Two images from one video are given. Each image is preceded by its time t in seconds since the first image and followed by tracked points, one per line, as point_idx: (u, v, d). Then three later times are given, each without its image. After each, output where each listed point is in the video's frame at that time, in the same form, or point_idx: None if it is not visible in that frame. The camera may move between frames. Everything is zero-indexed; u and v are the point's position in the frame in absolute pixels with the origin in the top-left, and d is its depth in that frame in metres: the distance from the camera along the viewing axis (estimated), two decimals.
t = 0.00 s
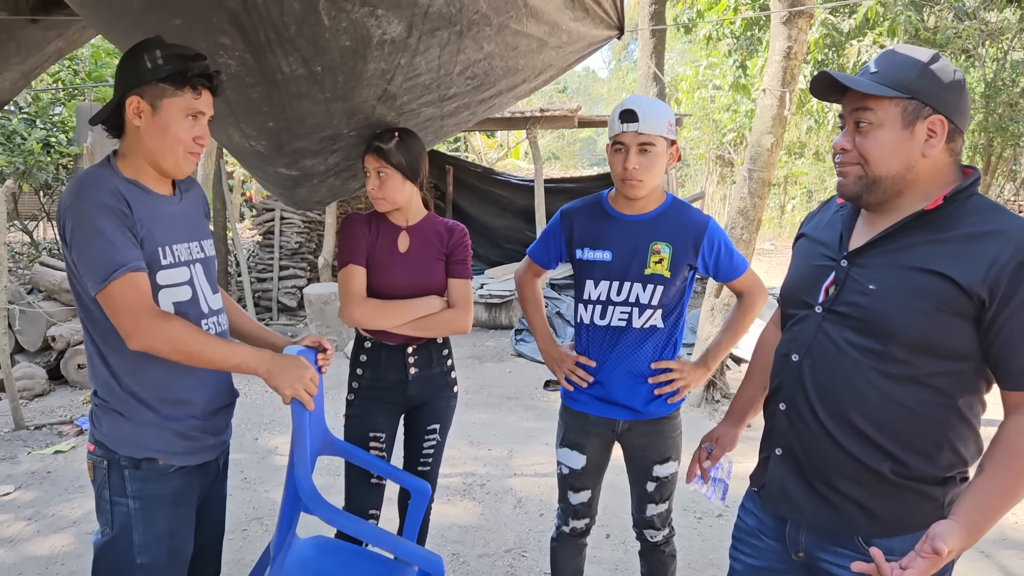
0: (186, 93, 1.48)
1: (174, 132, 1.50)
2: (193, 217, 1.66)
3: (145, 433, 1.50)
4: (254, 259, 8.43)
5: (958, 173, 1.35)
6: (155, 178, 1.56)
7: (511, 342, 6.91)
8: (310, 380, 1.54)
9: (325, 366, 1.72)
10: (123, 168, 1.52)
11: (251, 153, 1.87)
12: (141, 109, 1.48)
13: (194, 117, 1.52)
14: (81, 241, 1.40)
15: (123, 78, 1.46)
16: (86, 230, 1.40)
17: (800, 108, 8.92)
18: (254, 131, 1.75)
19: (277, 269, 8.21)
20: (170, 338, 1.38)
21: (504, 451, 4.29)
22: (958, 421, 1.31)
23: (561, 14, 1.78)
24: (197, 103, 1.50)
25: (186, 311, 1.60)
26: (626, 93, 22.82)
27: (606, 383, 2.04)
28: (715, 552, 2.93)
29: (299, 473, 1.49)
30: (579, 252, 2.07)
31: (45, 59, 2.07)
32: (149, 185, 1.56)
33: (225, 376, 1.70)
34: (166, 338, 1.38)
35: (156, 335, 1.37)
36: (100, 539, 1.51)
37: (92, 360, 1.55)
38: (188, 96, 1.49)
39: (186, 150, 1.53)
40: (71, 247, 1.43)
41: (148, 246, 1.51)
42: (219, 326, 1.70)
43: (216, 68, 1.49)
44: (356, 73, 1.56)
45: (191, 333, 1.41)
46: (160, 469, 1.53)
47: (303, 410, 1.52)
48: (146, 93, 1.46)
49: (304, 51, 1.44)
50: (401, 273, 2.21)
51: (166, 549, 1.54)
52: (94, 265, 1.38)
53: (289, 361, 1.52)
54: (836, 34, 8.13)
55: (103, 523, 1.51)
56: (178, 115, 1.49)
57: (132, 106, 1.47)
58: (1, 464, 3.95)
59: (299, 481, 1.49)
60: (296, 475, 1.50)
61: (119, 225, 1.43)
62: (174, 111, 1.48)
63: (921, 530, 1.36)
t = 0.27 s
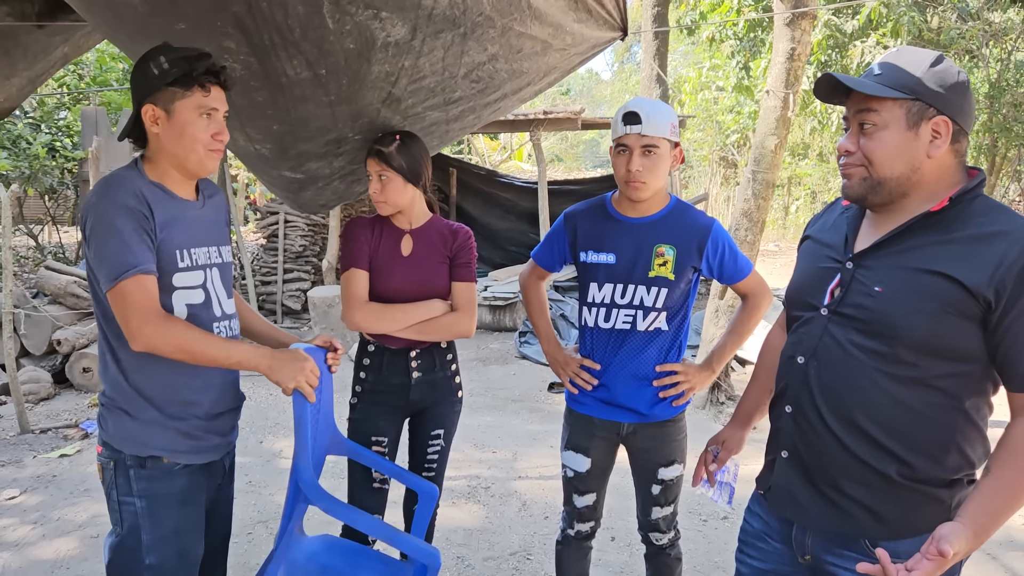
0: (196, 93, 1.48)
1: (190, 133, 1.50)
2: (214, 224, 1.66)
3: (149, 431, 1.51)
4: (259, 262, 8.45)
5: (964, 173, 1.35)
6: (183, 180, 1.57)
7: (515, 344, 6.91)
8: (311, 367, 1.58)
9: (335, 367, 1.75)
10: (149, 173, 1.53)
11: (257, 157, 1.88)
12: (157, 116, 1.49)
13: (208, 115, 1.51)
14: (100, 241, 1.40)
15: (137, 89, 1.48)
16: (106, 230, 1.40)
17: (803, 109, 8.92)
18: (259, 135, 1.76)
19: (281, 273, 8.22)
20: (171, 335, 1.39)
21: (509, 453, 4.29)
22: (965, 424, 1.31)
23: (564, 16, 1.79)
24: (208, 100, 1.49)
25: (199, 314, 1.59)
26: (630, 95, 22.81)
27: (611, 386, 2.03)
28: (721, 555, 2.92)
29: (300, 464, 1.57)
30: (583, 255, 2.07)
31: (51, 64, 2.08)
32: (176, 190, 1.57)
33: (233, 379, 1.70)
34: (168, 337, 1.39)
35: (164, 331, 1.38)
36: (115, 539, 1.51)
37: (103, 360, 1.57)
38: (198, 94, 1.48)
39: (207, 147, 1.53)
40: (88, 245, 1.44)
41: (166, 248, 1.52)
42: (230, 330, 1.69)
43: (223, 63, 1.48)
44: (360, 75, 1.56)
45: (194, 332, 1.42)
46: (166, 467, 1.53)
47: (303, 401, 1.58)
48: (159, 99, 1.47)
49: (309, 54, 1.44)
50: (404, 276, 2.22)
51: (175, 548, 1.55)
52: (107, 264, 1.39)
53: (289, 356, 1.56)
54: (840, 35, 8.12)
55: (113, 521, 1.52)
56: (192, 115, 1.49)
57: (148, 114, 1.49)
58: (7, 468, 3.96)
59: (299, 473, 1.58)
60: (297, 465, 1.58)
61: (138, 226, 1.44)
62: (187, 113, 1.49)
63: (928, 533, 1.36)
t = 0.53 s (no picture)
0: (218, 103, 1.48)
1: (211, 142, 1.51)
2: (227, 228, 1.66)
3: (147, 426, 1.51)
4: (262, 264, 8.47)
5: (969, 174, 1.35)
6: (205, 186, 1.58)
7: (518, 346, 6.91)
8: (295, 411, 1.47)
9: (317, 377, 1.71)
10: (172, 174, 1.55)
11: (261, 159, 1.88)
12: (180, 124, 1.50)
13: (229, 125, 1.52)
14: (116, 233, 1.41)
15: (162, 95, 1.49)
16: (123, 222, 1.41)
17: (806, 111, 8.92)
18: (264, 137, 1.76)
19: (284, 275, 8.24)
20: (154, 335, 1.35)
21: (512, 455, 4.29)
22: (972, 424, 1.31)
23: (569, 19, 1.79)
24: (229, 110, 1.50)
25: (208, 315, 1.59)
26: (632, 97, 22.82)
27: (615, 387, 2.04)
28: (726, 557, 2.91)
29: (280, 510, 1.46)
30: (586, 256, 2.08)
31: (57, 68, 2.10)
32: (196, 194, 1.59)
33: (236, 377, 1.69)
34: (148, 337, 1.35)
35: (152, 331, 1.35)
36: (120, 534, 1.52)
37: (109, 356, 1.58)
38: (219, 104, 1.49)
39: (226, 156, 1.54)
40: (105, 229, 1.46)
41: (181, 247, 1.52)
42: (234, 336, 1.68)
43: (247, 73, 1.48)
44: (366, 78, 1.57)
45: (172, 337, 1.36)
46: (166, 460, 1.53)
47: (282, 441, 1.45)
48: (182, 108, 1.48)
49: (314, 57, 1.45)
50: (409, 278, 2.22)
51: (181, 540, 1.55)
52: (117, 250, 1.40)
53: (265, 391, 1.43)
54: (842, 37, 8.13)
55: (116, 518, 1.52)
56: (213, 124, 1.50)
57: (172, 122, 1.50)
58: (12, 470, 3.97)
59: (280, 518, 1.46)
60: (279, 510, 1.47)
61: (155, 223, 1.44)
62: (208, 122, 1.49)
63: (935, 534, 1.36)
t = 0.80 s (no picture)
0: (213, 118, 1.52)
1: (199, 153, 1.55)
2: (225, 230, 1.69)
3: (156, 436, 1.51)
4: (265, 266, 8.48)
5: (971, 174, 1.35)
6: (193, 193, 1.63)
7: (521, 348, 6.91)
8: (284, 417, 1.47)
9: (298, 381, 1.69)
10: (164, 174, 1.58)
11: (263, 159, 1.89)
12: (174, 129, 1.54)
13: (221, 141, 1.55)
14: (115, 235, 1.41)
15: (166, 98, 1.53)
16: (122, 225, 1.42)
17: (808, 112, 8.92)
18: (266, 138, 1.77)
19: (287, 277, 8.25)
20: (144, 337, 1.35)
21: (515, 456, 4.29)
22: (974, 424, 1.31)
23: (570, 22, 1.80)
24: (224, 126, 1.53)
25: (212, 318, 1.61)
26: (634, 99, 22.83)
27: (617, 389, 2.04)
28: (728, 558, 2.91)
29: (274, 515, 1.46)
30: (588, 257, 2.08)
31: (61, 70, 2.11)
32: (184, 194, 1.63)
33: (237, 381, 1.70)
34: (136, 340, 1.35)
35: (145, 333, 1.36)
36: (118, 542, 1.52)
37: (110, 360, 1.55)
38: (215, 118, 1.52)
39: (213, 170, 1.58)
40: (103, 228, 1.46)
41: (184, 248, 1.53)
42: (237, 337, 1.71)
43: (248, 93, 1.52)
44: (367, 80, 1.57)
45: (162, 343, 1.37)
46: (172, 472, 1.54)
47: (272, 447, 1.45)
48: (179, 114, 1.51)
49: (315, 59, 1.45)
50: (414, 279, 2.22)
51: (178, 551, 1.55)
52: (114, 251, 1.40)
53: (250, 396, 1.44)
54: (844, 38, 8.13)
55: (115, 526, 1.53)
56: (205, 137, 1.54)
57: (167, 125, 1.54)
58: (16, 471, 3.98)
59: (274, 523, 1.46)
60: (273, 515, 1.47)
61: (155, 225, 1.45)
62: (201, 134, 1.53)
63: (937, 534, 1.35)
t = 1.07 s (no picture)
0: (187, 126, 1.50)
1: (175, 161, 1.54)
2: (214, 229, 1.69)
3: (156, 444, 1.52)
4: (267, 268, 8.50)
5: (971, 174, 1.35)
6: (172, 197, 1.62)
7: (523, 349, 6.91)
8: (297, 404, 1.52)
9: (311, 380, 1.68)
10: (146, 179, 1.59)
11: (264, 161, 1.89)
12: (151, 135, 1.53)
13: (196, 150, 1.54)
14: (97, 250, 1.41)
15: (145, 102, 1.52)
16: (104, 240, 1.41)
17: (811, 114, 8.93)
18: (267, 139, 1.77)
19: (289, 279, 8.27)
20: (144, 352, 1.38)
21: (517, 458, 4.29)
22: (974, 424, 1.31)
23: (570, 24, 1.80)
24: (198, 135, 1.52)
25: (205, 320, 1.62)
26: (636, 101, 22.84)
27: (618, 389, 2.04)
28: (730, 559, 2.90)
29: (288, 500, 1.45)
30: (589, 259, 2.08)
31: (66, 71, 2.13)
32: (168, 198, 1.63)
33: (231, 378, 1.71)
34: (138, 354, 1.37)
35: (145, 346, 1.38)
36: (114, 553, 1.52)
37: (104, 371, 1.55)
38: (190, 127, 1.51)
39: (189, 178, 1.57)
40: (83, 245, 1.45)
41: (168, 254, 1.53)
42: (232, 338, 1.72)
43: (224, 103, 1.49)
44: (367, 82, 1.58)
45: (166, 355, 1.39)
46: (170, 481, 1.55)
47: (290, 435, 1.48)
48: (155, 120, 1.51)
49: (315, 60, 1.46)
50: (418, 280, 2.22)
51: (176, 561, 1.55)
52: (98, 269, 1.40)
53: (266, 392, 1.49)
54: (846, 40, 8.13)
55: (110, 537, 1.53)
56: (181, 146, 1.53)
57: (144, 130, 1.53)
58: (19, 473, 4.00)
59: (289, 507, 1.45)
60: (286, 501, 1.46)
61: (137, 235, 1.44)
62: (177, 142, 1.52)
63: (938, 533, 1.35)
